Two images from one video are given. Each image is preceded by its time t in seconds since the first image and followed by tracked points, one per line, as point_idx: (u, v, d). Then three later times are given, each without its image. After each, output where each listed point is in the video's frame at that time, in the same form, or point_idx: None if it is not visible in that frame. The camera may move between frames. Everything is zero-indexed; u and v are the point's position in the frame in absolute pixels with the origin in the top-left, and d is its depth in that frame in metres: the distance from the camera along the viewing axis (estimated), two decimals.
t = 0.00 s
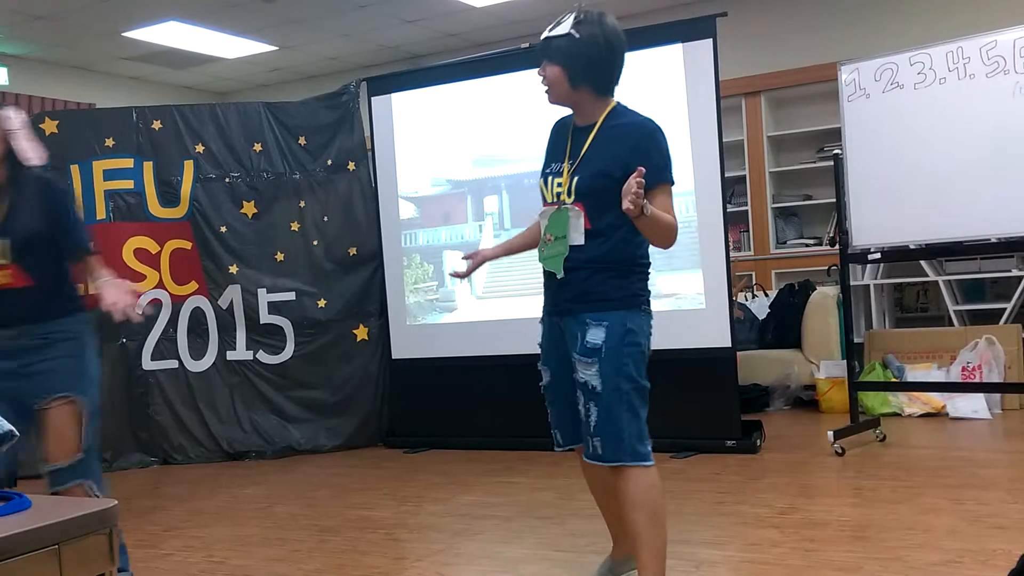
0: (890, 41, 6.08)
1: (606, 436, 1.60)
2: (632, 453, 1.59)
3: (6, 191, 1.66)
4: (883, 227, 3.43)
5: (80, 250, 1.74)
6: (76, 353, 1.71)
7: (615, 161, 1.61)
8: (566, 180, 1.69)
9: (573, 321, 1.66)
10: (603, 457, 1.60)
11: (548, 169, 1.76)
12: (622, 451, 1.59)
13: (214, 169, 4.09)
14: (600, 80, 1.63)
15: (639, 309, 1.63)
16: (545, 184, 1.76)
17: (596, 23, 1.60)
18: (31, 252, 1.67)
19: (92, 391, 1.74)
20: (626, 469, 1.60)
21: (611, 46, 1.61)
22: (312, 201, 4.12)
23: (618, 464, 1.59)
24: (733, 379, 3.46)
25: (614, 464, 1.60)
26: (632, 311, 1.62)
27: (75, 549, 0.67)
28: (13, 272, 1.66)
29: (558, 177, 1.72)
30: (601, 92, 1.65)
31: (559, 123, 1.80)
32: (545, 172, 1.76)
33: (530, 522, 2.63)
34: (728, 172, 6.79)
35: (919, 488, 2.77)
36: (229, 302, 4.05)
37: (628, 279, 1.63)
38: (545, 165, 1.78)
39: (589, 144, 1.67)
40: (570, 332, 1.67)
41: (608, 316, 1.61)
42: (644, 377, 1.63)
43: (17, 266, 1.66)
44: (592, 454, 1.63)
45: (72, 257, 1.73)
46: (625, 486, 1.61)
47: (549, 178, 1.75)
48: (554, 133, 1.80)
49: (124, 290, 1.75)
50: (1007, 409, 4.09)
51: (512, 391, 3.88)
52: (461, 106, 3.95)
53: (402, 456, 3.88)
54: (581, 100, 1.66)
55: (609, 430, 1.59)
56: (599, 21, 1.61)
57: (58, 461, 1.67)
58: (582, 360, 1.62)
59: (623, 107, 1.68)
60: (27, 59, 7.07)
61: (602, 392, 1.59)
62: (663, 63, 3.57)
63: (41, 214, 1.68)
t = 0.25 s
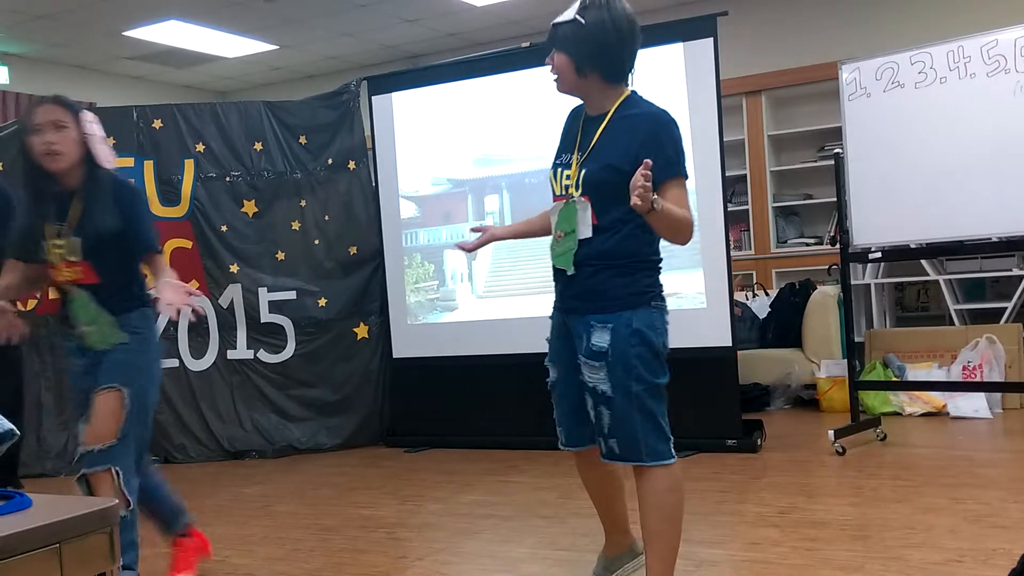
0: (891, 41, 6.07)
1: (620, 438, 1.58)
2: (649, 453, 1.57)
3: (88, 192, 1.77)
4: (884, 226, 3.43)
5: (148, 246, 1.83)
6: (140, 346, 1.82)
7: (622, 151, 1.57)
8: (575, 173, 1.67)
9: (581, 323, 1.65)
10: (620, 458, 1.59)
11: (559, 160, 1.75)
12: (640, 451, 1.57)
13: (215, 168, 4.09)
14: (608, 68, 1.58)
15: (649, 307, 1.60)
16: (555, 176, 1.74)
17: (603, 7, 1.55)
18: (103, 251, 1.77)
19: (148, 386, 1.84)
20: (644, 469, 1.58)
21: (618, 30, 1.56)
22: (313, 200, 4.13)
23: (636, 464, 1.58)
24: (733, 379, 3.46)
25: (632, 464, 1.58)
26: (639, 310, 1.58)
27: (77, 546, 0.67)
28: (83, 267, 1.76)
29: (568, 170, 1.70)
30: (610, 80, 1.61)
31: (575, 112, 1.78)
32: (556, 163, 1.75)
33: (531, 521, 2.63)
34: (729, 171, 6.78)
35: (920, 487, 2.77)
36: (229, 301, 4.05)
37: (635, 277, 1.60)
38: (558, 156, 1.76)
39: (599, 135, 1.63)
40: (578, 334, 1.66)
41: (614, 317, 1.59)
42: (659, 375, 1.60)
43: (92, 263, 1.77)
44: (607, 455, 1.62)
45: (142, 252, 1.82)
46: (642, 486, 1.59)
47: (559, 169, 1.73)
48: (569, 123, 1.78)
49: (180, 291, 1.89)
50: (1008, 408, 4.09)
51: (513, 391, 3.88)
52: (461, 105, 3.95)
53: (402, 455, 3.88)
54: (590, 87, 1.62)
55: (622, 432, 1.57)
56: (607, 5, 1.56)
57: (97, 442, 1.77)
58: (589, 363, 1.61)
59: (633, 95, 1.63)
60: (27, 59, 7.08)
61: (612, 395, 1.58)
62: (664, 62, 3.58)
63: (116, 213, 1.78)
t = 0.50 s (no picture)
0: (891, 41, 6.07)
1: (623, 440, 1.58)
2: (651, 455, 1.57)
3: (129, 191, 1.86)
4: (883, 226, 3.43)
5: (189, 242, 1.91)
6: (189, 337, 1.90)
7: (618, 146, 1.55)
8: (579, 171, 1.66)
9: (586, 323, 1.65)
10: (622, 460, 1.58)
11: (564, 158, 1.73)
12: (642, 454, 1.57)
13: (214, 166, 4.08)
14: (602, 59, 1.56)
15: (653, 308, 1.58)
16: (561, 175, 1.72)
17: None
18: (147, 245, 1.87)
19: (196, 375, 1.92)
20: (647, 470, 1.59)
21: (608, 21, 1.52)
22: (312, 198, 4.13)
23: (638, 466, 1.58)
24: (732, 378, 3.46)
25: (633, 466, 1.58)
26: (642, 312, 1.57)
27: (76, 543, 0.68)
28: (133, 261, 1.87)
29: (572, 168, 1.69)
30: (604, 71, 1.57)
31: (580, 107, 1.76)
32: (562, 161, 1.73)
33: (529, 520, 2.63)
34: (729, 171, 6.78)
35: (919, 487, 2.77)
36: (228, 299, 4.03)
37: (639, 277, 1.58)
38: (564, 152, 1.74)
39: (601, 130, 1.61)
40: (582, 333, 1.66)
41: (617, 319, 1.58)
42: (663, 376, 1.59)
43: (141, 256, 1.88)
44: (610, 456, 1.62)
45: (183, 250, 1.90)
46: (646, 484, 1.60)
47: (564, 167, 1.72)
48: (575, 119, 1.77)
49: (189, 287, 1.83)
50: (1006, 408, 4.09)
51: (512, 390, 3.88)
52: (461, 104, 3.95)
53: (401, 454, 3.88)
54: (585, 80, 1.60)
55: (625, 434, 1.57)
56: None
57: (155, 423, 1.86)
58: (592, 364, 1.61)
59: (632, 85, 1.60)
60: (26, 56, 7.07)
61: (615, 397, 1.57)
62: (664, 61, 3.57)
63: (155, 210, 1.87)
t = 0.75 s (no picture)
0: (891, 39, 6.07)
1: (618, 439, 1.58)
2: (646, 455, 1.57)
3: (153, 185, 2.20)
4: (883, 225, 3.43)
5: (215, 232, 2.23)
6: (223, 321, 2.24)
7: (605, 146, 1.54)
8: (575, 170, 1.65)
9: (584, 321, 1.65)
10: (617, 459, 1.59)
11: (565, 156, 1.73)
12: (636, 453, 1.57)
13: (213, 163, 4.08)
14: (591, 57, 1.55)
15: (646, 308, 1.57)
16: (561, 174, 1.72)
17: None
18: (175, 235, 2.21)
19: (230, 355, 2.25)
20: (644, 470, 1.59)
21: (594, 20, 1.51)
22: (311, 195, 4.12)
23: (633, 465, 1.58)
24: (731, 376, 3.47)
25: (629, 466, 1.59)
26: (635, 312, 1.56)
27: (75, 540, 0.67)
28: (164, 252, 2.20)
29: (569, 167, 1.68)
30: (595, 68, 1.57)
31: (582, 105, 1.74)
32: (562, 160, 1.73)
33: (527, 517, 2.63)
34: (728, 169, 6.79)
35: (917, 486, 2.78)
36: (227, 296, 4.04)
37: (632, 277, 1.57)
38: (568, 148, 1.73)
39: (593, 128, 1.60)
40: (582, 331, 1.66)
41: (611, 318, 1.57)
42: (660, 376, 1.58)
43: (171, 247, 2.20)
44: (608, 454, 1.62)
45: (208, 236, 2.23)
46: (644, 485, 1.60)
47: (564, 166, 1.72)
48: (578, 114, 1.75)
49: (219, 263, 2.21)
50: (1004, 407, 4.10)
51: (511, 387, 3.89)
52: (461, 101, 3.95)
53: (399, 451, 3.88)
54: (579, 78, 1.59)
55: (619, 433, 1.57)
56: None
57: (199, 414, 2.17)
58: (588, 363, 1.61)
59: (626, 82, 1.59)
60: (25, 51, 7.05)
61: (608, 396, 1.57)
62: (664, 59, 3.56)
63: (175, 204, 2.20)
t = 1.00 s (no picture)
0: (889, 39, 6.07)
1: (617, 438, 1.58)
2: (645, 454, 1.57)
3: (189, 185, 2.16)
4: (881, 225, 3.43)
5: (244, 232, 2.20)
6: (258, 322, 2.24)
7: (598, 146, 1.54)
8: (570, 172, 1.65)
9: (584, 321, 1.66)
10: (617, 459, 1.59)
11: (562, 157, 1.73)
12: (634, 452, 1.57)
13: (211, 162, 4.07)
14: (586, 59, 1.54)
15: (641, 306, 1.56)
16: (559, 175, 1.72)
17: None
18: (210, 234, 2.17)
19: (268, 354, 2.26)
20: (644, 468, 1.59)
21: (589, 22, 1.51)
22: (309, 194, 4.12)
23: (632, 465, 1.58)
24: (729, 376, 3.47)
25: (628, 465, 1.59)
26: (631, 310, 1.56)
27: (74, 539, 0.67)
28: (202, 250, 2.16)
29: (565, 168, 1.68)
30: (589, 70, 1.56)
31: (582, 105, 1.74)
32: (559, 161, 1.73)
33: (526, 516, 2.63)
34: (727, 168, 6.78)
35: (915, 485, 2.78)
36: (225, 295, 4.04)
37: (627, 275, 1.56)
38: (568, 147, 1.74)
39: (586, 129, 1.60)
40: (582, 330, 1.67)
41: (607, 317, 1.57)
42: (660, 376, 1.58)
43: (206, 245, 2.17)
44: (608, 453, 1.63)
45: (240, 234, 2.19)
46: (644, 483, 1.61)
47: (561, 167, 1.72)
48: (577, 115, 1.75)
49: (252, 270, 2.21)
50: (1002, 407, 4.10)
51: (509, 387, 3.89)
52: (459, 100, 3.95)
53: (398, 450, 3.88)
54: (574, 80, 1.59)
55: (618, 432, 1.57)
56: None
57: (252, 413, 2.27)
58: (588, 362, 1.62)
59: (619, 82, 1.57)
60: (23, 50, 7.04)
61: (607, 394, 1.58)
62: (662, 58, 3.56)
63: (213, 201, 2.18)
